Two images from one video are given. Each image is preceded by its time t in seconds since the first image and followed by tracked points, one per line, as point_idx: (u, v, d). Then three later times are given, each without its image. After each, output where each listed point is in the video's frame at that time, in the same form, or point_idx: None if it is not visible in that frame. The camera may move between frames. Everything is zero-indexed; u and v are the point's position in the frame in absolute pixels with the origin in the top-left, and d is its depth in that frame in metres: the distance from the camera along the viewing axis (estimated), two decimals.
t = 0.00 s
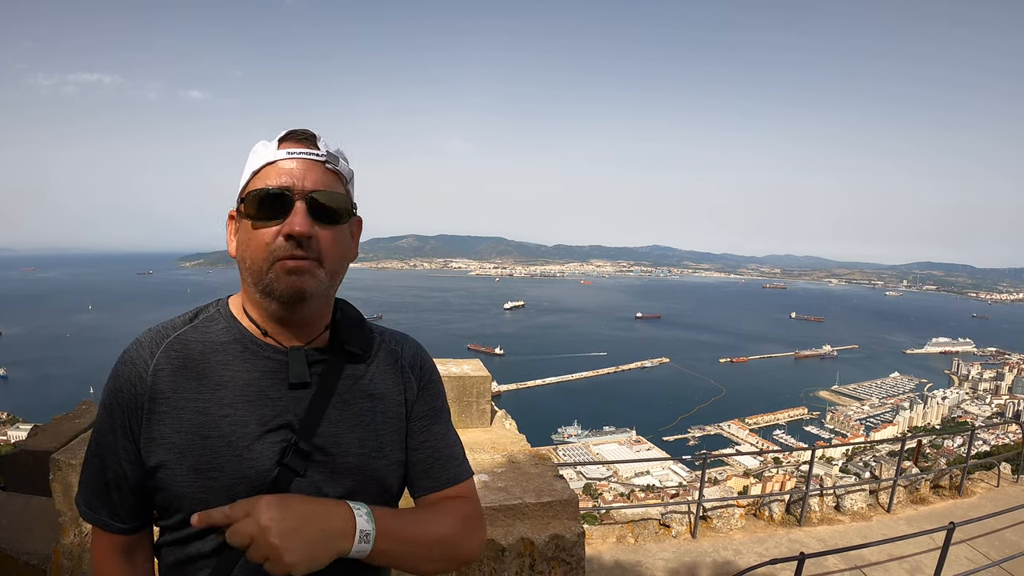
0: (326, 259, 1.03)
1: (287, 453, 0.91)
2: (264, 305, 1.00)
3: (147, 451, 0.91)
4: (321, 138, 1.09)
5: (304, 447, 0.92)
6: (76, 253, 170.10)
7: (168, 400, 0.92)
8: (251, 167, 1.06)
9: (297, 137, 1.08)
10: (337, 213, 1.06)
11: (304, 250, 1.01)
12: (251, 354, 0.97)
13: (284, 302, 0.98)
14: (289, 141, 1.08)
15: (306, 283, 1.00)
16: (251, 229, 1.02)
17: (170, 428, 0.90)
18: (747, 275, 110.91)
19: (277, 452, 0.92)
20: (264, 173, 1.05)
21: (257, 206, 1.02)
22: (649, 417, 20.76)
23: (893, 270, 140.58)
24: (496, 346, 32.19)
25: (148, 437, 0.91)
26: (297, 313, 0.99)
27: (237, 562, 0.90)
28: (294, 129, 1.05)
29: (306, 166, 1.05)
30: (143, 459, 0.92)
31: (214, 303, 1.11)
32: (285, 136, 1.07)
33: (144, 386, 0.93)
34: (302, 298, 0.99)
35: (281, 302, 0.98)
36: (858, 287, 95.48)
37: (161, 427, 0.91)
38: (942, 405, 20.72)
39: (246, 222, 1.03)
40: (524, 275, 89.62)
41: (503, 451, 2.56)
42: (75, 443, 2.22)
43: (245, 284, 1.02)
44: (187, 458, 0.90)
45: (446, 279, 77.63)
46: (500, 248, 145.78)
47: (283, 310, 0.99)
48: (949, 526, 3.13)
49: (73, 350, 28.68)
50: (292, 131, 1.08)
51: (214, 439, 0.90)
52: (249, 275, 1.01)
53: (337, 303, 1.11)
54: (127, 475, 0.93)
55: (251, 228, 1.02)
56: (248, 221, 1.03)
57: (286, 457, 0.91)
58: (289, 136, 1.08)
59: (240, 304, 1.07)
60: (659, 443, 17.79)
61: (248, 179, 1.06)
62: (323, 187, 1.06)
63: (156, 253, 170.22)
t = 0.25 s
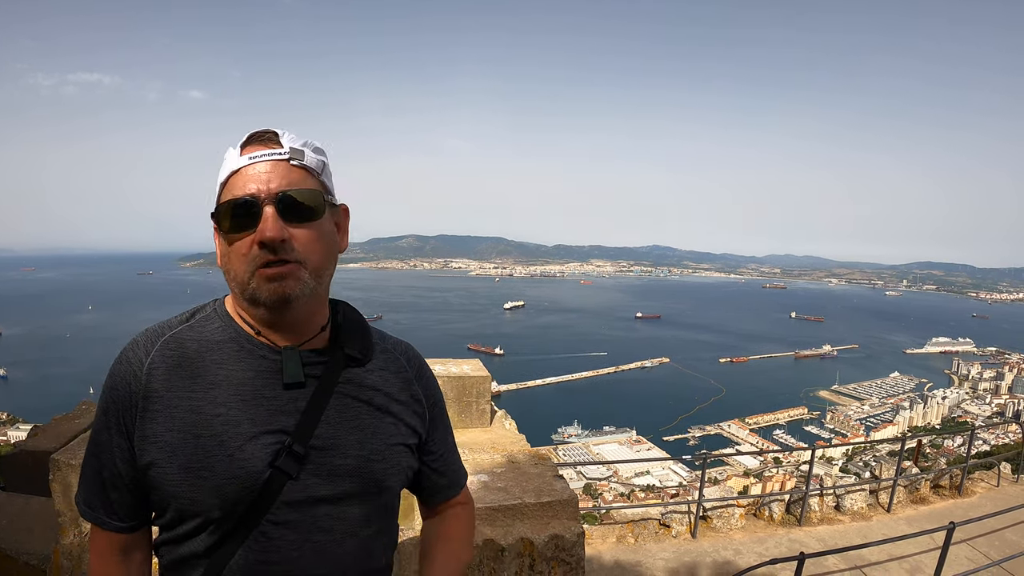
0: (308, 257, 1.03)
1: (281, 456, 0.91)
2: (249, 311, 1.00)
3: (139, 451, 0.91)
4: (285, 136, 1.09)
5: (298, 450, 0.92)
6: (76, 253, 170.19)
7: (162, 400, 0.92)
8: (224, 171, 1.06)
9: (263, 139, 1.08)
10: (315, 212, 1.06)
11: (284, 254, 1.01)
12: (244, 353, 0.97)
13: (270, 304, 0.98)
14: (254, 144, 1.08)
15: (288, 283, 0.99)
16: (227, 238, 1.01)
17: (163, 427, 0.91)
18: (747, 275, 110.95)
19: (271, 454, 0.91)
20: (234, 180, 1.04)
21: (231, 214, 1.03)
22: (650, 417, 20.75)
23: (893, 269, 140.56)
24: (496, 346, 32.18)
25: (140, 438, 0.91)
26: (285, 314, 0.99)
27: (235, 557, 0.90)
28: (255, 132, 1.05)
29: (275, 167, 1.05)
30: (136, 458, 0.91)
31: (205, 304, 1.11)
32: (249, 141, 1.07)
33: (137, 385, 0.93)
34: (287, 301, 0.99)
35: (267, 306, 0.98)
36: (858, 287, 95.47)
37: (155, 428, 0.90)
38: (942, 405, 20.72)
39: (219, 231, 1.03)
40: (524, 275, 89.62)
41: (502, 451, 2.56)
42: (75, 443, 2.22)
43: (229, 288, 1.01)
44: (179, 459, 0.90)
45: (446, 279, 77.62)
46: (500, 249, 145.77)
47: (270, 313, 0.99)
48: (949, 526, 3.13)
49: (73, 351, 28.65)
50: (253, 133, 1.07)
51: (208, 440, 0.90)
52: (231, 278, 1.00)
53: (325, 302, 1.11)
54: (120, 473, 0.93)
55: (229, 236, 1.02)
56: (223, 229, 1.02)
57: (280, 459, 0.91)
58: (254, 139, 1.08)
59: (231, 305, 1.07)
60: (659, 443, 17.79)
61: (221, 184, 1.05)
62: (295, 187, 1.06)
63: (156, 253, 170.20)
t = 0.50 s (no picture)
0: (319, 262, 1.03)
1: (288, 459, 0.91)
2: (259, 312, 1.00)
3: (143, 453, 0.90)
4: (302, 135, 1.08)
5: (307, 454, 0.92)
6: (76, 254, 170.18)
7: (168, 405, 0.92)
8: (235, 170, 1.06)
9: (279, 136, 1.07)
10: (327, 214, 1.06)
11: (295, 256, 1.01)
12: (251, 357, 0.96)
13: (279, 306, 0.98)
14: (271, 142, 1.08)
15: (301, 288, 1.00)
16: (239, 238, 1.01)
17: (170, 431, 0.90)
18: (747, 275, 111.01)
19: (278, 460, 0.91)
20: (247, 178, 1.04)
21: (243, 213, 1.02)
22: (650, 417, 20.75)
23: (892, 270, 140.56)
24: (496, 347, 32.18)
25: (144, 441, 0.91)
26: (293, 317, 0.99)
27: (239, 564, 0.90)
28: (274, 128, 1.04)
29: (290, 168, 1.05)
30: (140, 461, 0.91)
31: (211, 307, 1.11)
32: (265, 139, 1.07)
33: (142, 387, 0.92)
34: (297, 304, 0.99)
35: (277, 307, 0.98)
36: (858, 287, 95.49)
37: (161, 431, 0.90)
38: (942, 405, 20.73)
39: (232, 230, 1.02)
40: (524, 276, 89.63)
41: (503, 451, 2.56)
42: (76, 444, 2.22)
43: (238, 290, 1.01)
44: (185, 464, 0.89)
45: (446, 280, 77.63)
46: (500, 249, 145.74)
47: (279, 316, 0.99)
48: (950, 526, 3.13)
49: (73, 352, 28.63)
50: (272, 129, 1.06)
51: (214, 445, 0.89)
52: (241, 279, 1.00)
53: (334, 304, 1.11)
54: (122, 478, 0.93)
55: (239, 236, 1.02)
56: (234, 229, 1.02)
57: (288, 464, 0.90)
58: (270, 135, 1.08)
59: (239, 308, 1.07)
60: (659, 444, 17.78)
61: (233, 184, 1.05)
62: (310, 189, 1.06)
63: (155, 254, 170.19)
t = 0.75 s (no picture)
0: (324, 264, 1.04)
1: (291, 457, 0.92)
2: (263, 313, 1.00)
3: (147, 453, 0.90)
4: (313, 139, 1.09)
5: (310, 450, 0.93)
6: (75, 256, 170.16)
7: (171, 405, 0.92)
8: (242, 172, 1.06)
9: (290, 138, 1.08)
10: (333, 216, 1.07)
11: (300, 260, 1.01)
12: (253, 358, 0.97)
13: (283, 306, 0.99)
14: (281, 143, 1.08)
15: (303, 288, 1.00)
16: (246, 238, 1.02)
17: (172, 430, 0.90)
18: (746, 275, 111.06)
19: (281, 457, 0.91)
20: (256, 180, 1.05)
21: (250, 214, 1.02)
22: (650, 419, 20.72)
23: (892, 270, 140.57)
24: (496, 348, 32.17)
25: (149, 439, 0.91)
26: (296, 317, 1.00)
27: (243, 560, 0.91)
28: (284, 131, 1.05)
29: (299, 170, 1.05)
30: (144, 460, 0.91)
31: (212, 307, 1.11)
32: (276, 140, 1.07)
33: (146, 389, 0.92)
34: (300, 305, 1.00)
35: (280, 307, 0.99)
36: (858, 288, 95.51)
37: (165, 429, 0.91)
38: (942, 405, 20.73)
39: (240, 229, 1.02)
40: (523, 277, 89.66)
41: (503, 453, 2.57)
42: (76, 445, 2.23)
43: (244, 290, 1.02)
44: (189, 461, 0.89)
45: (445, 281, 77.63)
46: (499, 250, 145.77)
47: (282, 315, 0.99)
48: (951, 526, 3.13)
49: (72, 353, 28.60)
50: (283, 132, 1.07)
51: (219, 441, 0.90)
52: (246, 280, 1.01)
53: (334, 303, 1.11)
54: (126, 477, 0.93)
55: (246, 236, 1.02)
56: (242, 229, 1.02)
57: (291, 461, 0.91)
58: (281, 137, 1.08)
59: (241, 308, 1.08)
60: (659, 445, 17.78)
61: (240, 185, 1.06)
62: (319, 192, 1.06)
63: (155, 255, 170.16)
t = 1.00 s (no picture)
0: (316, 265, 1.04)
1: (285, 453, 0.92)
2: (257, 312, 1.01)
3: (144, 451, 0.92)
4: (308, 143, 1.10)
5: (303, 446, 0.93)
6: (75, 258, 170.22)
7: (168, 404, 0.92)
8: (237, 174, 1.07)
9: (285, 142, 1.09)
10: (325, 219, 1.07)
11: (294, 261, 1.02)
12: (246, 358, 0.98)
13: (276, 306, 0.99)
14: (277, 147, 1.09)
15: (296, 288, 1.01)
16: (241, 241, 1.03)
17: (167, 430, 0.91)
18: (746, 277, 111.11)
19: (275, 453, 0.92)
20: (252, 182, 1.05)
21: (245, 216, 1.03)
22: (650, 420, 20.72)
23: (892, 272, 140.58)
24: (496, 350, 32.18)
25: (144, 439, 0.92)
26: (289, 316, 1.00)
27: (239, 557, 0.91)
28: (280, 135, 1.06)
29: (294, 174, 1.06)
30: (140, 460, 0.92)
31: (207, 309, 1.12)
32: (272, 142, 1.08)
33: (142, 389, 0.93)
34: (294, 304, 1.00)
35: (274, 306, 1.00)
36: (858, 289, 95.56)
37: (160, 428, 0.91)
38: (943, 407, 20.72)
39: (234, 231, 1.03)
40: (523, 279, 89.73)
41: (504, 454, 2.57)
42: (78, 446, 2.24)
43: (237, 291, 1.02)
44: (184, 460, 0.90)
45: (445, 283, 77.65)
46: (499, 252, 145.83)
47: (276, 315, 1.00)
48: (950, 527, 3.13)
49: (73, 354, 28.60)
50: (279, 136, 1.08)
51: (212, 440, 0.90)
52: (241, 280, 1.02)
53: (326, 303, 1.11)
54: (124, 478, 0.94)
55: (241, 238, 1.03)
56: (237, 230, 1.03)
57: (284, 457, 0.91)
58: (277, 141, 1.09)
59: (236, 309, 1.08)
60: (659, 447, 17.77)
61: (235, 188, 1.07)
62: (312, 196, 1.07)
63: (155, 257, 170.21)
